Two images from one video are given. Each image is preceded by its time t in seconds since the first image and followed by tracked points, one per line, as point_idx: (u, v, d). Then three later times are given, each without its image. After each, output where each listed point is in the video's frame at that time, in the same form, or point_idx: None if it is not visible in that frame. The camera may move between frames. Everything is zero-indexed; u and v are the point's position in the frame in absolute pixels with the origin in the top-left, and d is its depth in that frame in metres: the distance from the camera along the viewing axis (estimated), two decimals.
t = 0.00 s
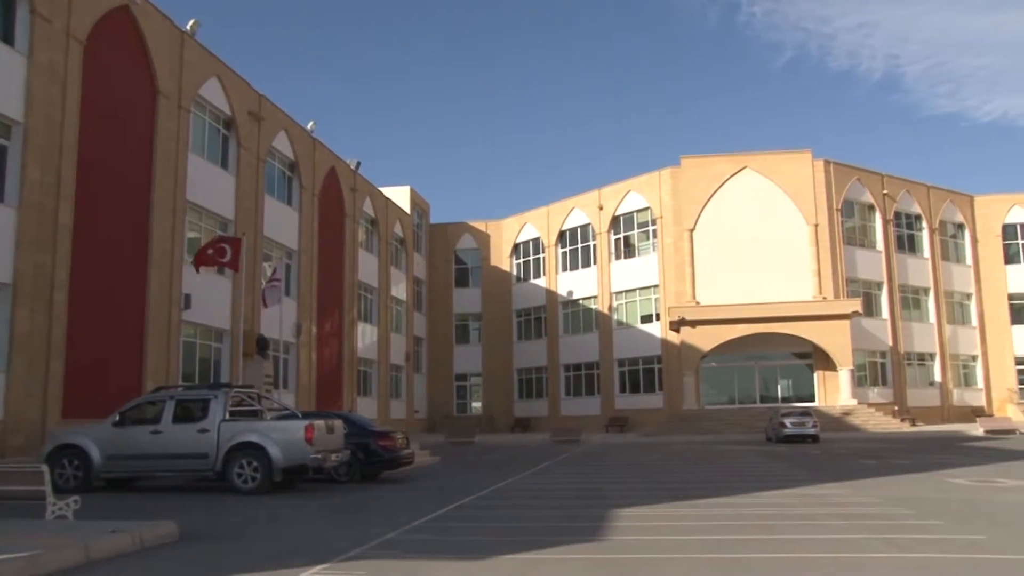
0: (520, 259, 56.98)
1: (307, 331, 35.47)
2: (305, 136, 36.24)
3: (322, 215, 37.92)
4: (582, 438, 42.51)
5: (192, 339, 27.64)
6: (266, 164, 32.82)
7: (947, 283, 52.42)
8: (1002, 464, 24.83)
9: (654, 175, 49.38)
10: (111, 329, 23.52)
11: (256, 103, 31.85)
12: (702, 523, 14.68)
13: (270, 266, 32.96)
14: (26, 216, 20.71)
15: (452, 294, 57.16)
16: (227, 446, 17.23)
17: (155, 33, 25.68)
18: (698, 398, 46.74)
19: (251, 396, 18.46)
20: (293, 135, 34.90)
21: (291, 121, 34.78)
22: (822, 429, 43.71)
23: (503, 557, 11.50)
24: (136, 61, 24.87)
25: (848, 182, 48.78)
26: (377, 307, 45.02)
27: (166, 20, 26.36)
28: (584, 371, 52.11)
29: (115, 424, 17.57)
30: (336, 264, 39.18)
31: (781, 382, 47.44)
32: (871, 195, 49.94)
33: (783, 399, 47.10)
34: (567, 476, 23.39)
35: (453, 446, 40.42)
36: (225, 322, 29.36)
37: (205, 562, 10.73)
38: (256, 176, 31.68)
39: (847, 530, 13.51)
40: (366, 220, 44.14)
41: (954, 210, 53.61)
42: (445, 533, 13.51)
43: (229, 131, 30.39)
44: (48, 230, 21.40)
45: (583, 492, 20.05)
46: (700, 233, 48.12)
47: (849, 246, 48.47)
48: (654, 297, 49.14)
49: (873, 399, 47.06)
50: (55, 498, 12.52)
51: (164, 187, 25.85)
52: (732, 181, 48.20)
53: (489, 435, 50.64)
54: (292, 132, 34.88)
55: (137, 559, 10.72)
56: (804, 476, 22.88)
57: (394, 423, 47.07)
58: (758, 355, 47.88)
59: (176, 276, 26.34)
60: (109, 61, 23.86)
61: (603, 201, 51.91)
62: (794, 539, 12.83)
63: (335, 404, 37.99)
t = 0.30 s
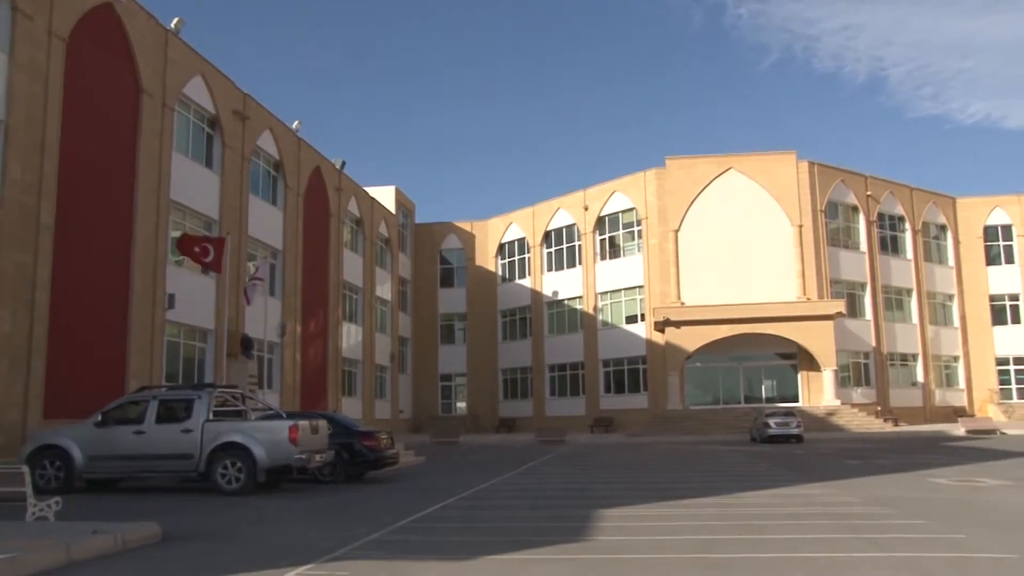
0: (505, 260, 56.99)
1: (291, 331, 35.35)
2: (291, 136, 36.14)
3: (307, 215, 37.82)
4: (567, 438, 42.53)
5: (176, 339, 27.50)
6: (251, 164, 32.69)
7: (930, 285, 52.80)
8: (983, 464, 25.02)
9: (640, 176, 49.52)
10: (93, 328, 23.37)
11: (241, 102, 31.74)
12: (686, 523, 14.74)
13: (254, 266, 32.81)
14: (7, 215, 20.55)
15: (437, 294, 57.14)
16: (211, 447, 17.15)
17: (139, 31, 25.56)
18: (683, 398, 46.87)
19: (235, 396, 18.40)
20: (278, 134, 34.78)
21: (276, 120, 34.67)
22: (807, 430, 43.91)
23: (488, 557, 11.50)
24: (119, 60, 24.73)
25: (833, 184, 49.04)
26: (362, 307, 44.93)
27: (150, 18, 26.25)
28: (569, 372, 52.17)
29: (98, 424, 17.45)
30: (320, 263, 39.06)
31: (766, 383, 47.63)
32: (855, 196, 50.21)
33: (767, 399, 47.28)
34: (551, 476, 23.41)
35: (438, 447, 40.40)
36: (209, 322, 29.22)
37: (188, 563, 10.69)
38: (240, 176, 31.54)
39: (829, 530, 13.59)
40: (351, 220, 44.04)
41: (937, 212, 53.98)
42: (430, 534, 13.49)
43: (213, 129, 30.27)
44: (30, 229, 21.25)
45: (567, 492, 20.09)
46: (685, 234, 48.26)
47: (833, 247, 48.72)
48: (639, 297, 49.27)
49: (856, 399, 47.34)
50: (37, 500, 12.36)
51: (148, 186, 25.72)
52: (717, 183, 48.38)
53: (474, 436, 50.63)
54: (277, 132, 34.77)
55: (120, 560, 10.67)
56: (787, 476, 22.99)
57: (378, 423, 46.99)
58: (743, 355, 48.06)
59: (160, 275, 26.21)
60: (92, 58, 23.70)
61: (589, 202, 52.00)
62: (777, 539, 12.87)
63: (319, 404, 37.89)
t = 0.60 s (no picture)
0: (491, 260, 56.97)
1: (276, 332, 35.24)
2: (276, 136, 36.01)
3: (292, 214, 37.69)
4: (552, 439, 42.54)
5: (160, 340, 27.35)
6: (236, 163, 32.55)
7: (913, 286, 53.14)
8: (965, 464, 25.23)
9: (626, 177, 49.62)
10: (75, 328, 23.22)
11: (226, 102, 31.61)
12: (670, 523, 14.79)
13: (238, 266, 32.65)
14: None
15: (423, 295, 57.11)
16: (195, 447, 17.07)
17: (123, 30, 25.42)
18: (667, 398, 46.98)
19: (219, 397, 18.33)
20: (263, 134, 34.64)
21: (261, 120, 34.52)
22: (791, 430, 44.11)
23: (473, 557, 11.51)
24: (102, 58, 24.57)
25: (817, 185, 49.28)
26: (347, 307, 44.82)
27: (135, 17, 26.13)
28: (554, 372, 52.22)
29: (80, 425, 17.34)
30: (306, 263, 38.92)
31: (750, 383, 47.80)
32: (839, 198, 50.46)
33: (752, 399, 47.47)
34: (536, 477, 23.41)
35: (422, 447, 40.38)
36: (193, 322, 29.07)
37: (171, 564, 10.65)
38: (225, 176, 31.41)
39: (812, 530, 13.65)
40: (337, 220, 43.94)
41: (920, 214, 54.36)
42: (414, 534, 13.47)
43: (198, 129, 30.12)
44: (12, 227, 21.10)
45: (552, 493, 20.10)
46: (671, 235, 48.40)
47: (818, 249, 48.95)
48: (624, 298, 49.39)
49: (840, 399, 47.58)
50: (17, 501, 12.20)
51: (132, 185, 25.57)
52: (702, 184, 48.53)
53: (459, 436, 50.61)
54: (262, 132, 34.63)
55: (103, 562, 10.60)
56: (771, 476, 23.08)
57: (363, 424, 46.90)
58: (728, 356, 48.21)
59: (144, 275, 26.06)
60: (75, 57, 23.56)
61: (574, 202, 52.08)
62: (762, 539, 12.93)
63: (304, 405, 37.77)
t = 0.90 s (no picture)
0: (477, 261, 56.94)
1: (261, 332, 35.10)
2: (262, 135, 35.89)
3: (278, 214, 37.54)
4: (539, 439, 42.54)
5: (144, 340, 27.19)
6: (221, 163, 32.41)
7: (897, 287, 53.42)
8: (948, 464, 25.42)
9: (612, 177, 49.72)
10: (59, 328, 23.06)
11: (212, 101, 31.48)
12: (656, 523, 14.81)
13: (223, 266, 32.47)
14: None
15: (408, 296, 57.02)
16: (180, 448, 16.99)
17: (107, 28, 25.29)
18: (654, 400, 47.15)
19: (204, 397, 18.24)
20: (249, 134, 34.52)
21: (246, 119, 34.39)
22: (777, 430, 44.29)
23: (459, 558, 11.51)
24: (86, 57, 24.43)
25: (802, 187, 49.51)
26: (333, 307, 44.68)
27: (119, 15, 25.99)
28: (540, 373, 52.23)
29: (63, 426, 17.22)
30: (291, 263, 38.77)
31: (736, 384, 47.94)
32: (824, 200, 50.70)
33: (737, 400, 47.63)
34: (523, 477, 23.41)
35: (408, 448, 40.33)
36: (178, 323, 28.93)
37: (156, 565, 10.61)
38: (210, 176, 31.26)
39: (798, 530, 13.71)
40: (322, 220, 43.80)
41: (904, 215, 54.67)
42: (401, 535, 13.46)
43: (183, 128, 29.96)
44: None
45: (538, 493, 20.10)
46: (657, 236, 48.52)
47: (803, 250, 49.16)
48: (610, 298, 49.48)
49: (825, 400, 47.82)
50: None
51: (116, 184, 25.42)
52: (688, 185, 48.67)
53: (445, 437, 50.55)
54: (248, 131, 34.50)
55: (86, 564, 10.53)
56: (756, 476, 23.16)
57: (349, 425, 46.78)
58: (714, 356, 48.35)
59: (127, 275, 25.92)
60: (59, 55, 23.42)
61: (561, 203, 52.13)
62: (746, 539, 12.98)
63: (289, 405, 37.62)
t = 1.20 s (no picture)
0: (462, 261, 56.89)
1: (244, 332, 34.93)
2: (246, 135, 35.72)
3: (262, 214, 37.38)
4: (523, 440, 42.58)
5: (126, 340, 27.01)
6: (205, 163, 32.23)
7: (880, 289, 53.76)
8: (930, 464, 25.61)
9: (597, 179, 49.81)
10: (38, 328, 22.86)
11: (196, 100, 31.31)
12: (640, 523, 14.85)
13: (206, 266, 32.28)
14: None
15: (393, 296, 56.93)
16: (162, 449, 16.89)
17: (89, 26, 25.11)
18: (638, 399, 47.25)
19: (187, 397, 18.14)
20: (233, 133, 34.36)
21: (230, 119, 34.23)
22: (760, 431, 44.48)
23: (443, 558, 11.50)
24: (67, 54, 24.24)
25: (786, 188, 49.74)
26: (317, 308, 44.54)
27: (101, 13, 25.81)
28: (524, 374, 52.25)
29: (43, 426, 17.10)
30: (275, 263, 38.60)
31: (720, 385, 48.10)
32: (808, 201, 50.96)
33: (721, 401, 47.80)
34: (507, 478, 23.41)
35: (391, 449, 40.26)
36: (160, 323, 28.77)
37: (137, 567, 10.55)
38: (194, 176, 31.08)
39: (781, 530, 13.77)
40: (307, 220, 43.63)
41: (887, 217, 55.01)
42: (385, 535, 13.44)
43: (166, 127, 29.77)
44: None
45: (522, 494, 20.09)
46: (641, 237, 48.64)
47: (787, 251, 49.40)
48: (595, 299, 49.61)
49: (808, 400, 48.08)
50: None
51: (98, 184, 25.24)
52: (673, 187, 48.81)
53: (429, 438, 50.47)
54: (232, 131, 34.34)
55: (67, 566, 10.47)
56: (740, 477, 23.24)
57: (333, 425, 46.65)
58: (698, 357, 48.49)
59: (110, 276, 25.74)
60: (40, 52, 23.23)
61: (546, 203, 52.19)
62: (730, 538, 13.03)
63: (273, 406, 37.45)
